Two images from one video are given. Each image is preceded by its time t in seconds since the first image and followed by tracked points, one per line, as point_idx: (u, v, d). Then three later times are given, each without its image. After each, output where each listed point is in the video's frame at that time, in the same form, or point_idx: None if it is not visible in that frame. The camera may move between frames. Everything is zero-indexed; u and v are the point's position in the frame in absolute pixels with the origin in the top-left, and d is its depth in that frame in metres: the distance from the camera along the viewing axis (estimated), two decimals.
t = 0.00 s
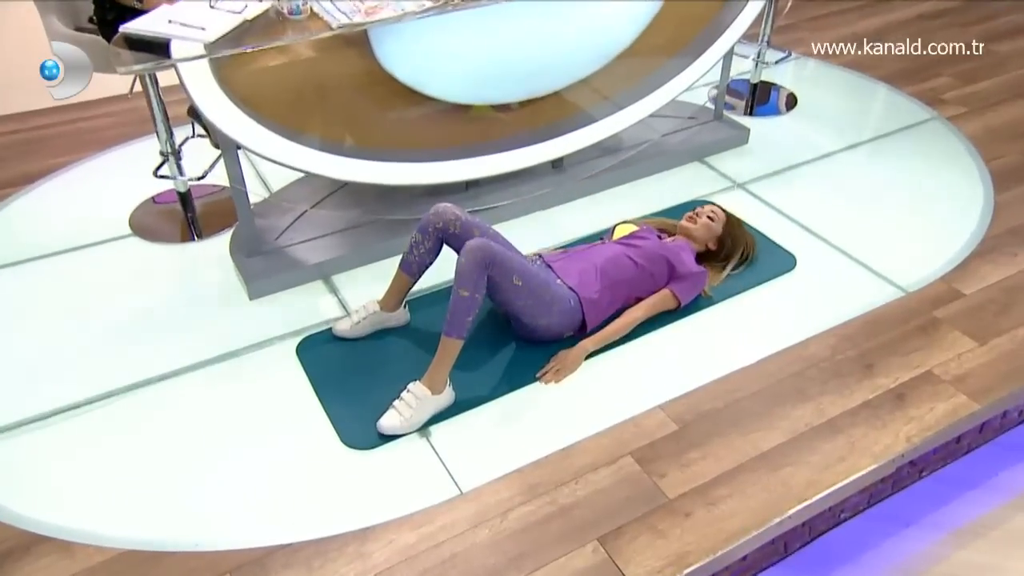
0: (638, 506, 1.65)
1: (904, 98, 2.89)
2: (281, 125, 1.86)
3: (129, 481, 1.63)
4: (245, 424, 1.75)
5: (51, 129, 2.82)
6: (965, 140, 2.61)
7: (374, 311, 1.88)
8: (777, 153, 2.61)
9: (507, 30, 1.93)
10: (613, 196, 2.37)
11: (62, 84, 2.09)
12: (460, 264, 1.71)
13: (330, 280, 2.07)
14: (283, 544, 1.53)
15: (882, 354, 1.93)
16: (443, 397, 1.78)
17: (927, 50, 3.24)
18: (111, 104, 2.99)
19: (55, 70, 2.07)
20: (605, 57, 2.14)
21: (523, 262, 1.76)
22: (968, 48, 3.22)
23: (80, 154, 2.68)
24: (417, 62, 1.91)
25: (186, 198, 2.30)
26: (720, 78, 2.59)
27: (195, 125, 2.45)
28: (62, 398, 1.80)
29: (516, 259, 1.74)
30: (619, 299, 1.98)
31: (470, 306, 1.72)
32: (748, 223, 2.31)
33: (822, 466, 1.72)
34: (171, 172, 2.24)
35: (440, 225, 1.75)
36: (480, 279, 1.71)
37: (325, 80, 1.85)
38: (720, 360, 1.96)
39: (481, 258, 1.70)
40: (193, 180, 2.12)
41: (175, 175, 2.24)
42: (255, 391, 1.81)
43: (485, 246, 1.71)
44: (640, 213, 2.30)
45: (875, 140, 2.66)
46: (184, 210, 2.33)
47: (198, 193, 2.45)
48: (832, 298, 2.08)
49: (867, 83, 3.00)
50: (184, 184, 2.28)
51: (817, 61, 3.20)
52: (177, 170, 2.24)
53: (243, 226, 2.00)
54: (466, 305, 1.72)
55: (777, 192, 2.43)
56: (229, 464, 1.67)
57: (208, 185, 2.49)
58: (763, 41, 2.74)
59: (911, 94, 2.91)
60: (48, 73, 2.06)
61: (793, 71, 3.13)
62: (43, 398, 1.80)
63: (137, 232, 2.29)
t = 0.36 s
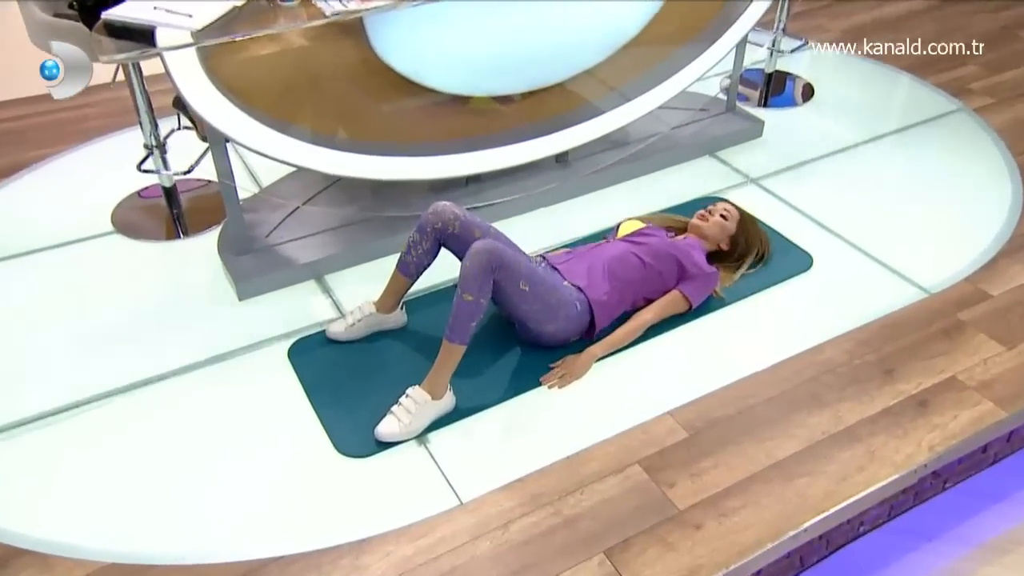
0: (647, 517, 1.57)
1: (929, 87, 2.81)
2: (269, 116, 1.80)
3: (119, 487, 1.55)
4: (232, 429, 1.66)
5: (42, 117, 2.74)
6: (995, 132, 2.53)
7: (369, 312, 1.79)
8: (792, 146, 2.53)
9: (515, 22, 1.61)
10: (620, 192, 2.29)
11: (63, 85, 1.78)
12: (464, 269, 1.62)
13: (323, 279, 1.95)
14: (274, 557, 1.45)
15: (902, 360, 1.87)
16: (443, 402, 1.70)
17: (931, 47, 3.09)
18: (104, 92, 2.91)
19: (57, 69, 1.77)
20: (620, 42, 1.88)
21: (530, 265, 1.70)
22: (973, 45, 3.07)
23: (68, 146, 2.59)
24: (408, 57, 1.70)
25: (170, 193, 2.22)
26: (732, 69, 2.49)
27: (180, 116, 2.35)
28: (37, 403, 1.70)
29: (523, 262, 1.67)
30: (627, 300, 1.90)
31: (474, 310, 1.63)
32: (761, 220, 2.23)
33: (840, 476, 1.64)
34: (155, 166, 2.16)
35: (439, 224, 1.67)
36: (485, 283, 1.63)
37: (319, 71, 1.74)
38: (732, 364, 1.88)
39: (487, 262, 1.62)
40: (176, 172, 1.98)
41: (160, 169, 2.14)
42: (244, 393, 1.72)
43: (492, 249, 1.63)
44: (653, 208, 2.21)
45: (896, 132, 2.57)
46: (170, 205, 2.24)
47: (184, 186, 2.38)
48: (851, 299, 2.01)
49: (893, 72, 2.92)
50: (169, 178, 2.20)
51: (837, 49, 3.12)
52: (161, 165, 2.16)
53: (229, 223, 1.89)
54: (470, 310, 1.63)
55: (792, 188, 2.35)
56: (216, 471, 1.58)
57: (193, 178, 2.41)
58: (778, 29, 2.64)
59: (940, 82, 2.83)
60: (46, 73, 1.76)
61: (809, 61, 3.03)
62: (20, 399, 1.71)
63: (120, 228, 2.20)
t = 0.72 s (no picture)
0: (648, 533, 1.48)
1: (946, 77, 2.71)
2: (249, 110, 1.73)
3: (84, 510, 1.46)
4: (210, 441, 1.57)
5: (24, 110, 2.65)
6: (1014, 125, 2.44)
7: (356, 316, 1.70)
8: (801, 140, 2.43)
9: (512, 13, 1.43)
10: (621, 190, 2.20)
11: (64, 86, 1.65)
12: (453, 270, 1.55)
13: (308, 282, 1.86)
14: None
15: (917, 366, 1.78)
16: (433, 412, 1.61)
17: (931, 47, 2.92)
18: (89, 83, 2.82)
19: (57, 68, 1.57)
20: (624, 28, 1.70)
21: (524, 265, 1.61)
22: (974, 45, 2.89)
23: (48, 140, 2.50)
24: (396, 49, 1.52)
25: (146, 191, 2.11)
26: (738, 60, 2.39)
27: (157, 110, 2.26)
28: (3, 411, 1.61)
29: (515, 262, 1.59)
30: (626, 302, 1.82)
31: (463, 314, 1.56)
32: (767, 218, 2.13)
33: (851, 489, 1.56)
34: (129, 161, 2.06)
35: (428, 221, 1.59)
36: (476, 286, 1.55)
37: (299, 61, 1.66)
38: (737, 371, 1.79)
39: (476, 262, 1.55)
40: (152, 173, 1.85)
41: (135, 165, 2.04)
42: (224, 402, 1.63)
43: (482, 250, 1.55)
44: (655, 206, 2.12)
45: (911, 126, 2.48)
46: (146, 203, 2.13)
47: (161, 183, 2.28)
48: (863, 302, 1.92)
49: (909, 62, 2.82)
50: (144, 176, 2.09)
51: (849, 37, 3.02)
52: (136, 160, 2.05)
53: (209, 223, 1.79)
54: (460, 314, 1.56)
55: (802, 185, 2.25)
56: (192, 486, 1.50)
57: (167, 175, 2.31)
58: (786, 17, 2.54)
59: (957, 73, 2.73)
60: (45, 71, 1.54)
61: (821, 50, 2.93)
62: None
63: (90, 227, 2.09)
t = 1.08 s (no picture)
0: (642, 552, 1.40)
1: (956, 68, 2.62)
2: (218, 105, 1.63)
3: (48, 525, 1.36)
4: (176, 454, 1.48)
5: None
6: None
7: (336, 323, 1.62)
8: (804, 135, 2.34)
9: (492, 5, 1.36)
10: (615, 188, 2.11)
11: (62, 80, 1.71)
12: (429, 278, 1.48)
13: (284, 286, 1.78)
14: None
15: (924, 373, 1.70)
16: (416, 425, 1.53)
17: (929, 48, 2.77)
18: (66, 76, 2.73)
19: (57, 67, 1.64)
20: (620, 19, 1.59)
21: (508, 263, 1.53)
22: (973, 45, 2.74)
23: (22, 134, 2.41)
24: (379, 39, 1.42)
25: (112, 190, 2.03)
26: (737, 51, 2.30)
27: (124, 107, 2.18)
28: None
29: (496, 261, 1.50)
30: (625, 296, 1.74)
31: (441, 324, 1.50)
32: (767, 217, 2.04)
33: (856, 504, 1.48)
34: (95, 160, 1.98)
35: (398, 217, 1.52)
36: (451, 294, 1.48)
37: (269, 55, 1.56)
38: (736, 378, 1.71)
39: (452, 268, 1.47)
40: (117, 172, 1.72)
41: (101, 163, 1.96)
42: (193, 414, 1.54)
43: (457, 254, 1.48)
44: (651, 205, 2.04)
45: (921, 119, 2.39)
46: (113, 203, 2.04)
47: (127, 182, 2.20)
48: (868, 305, 1.84)
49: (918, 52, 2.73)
50: (111, 175, 2.01)
51: (855, 26, 2.92)
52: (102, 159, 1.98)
53: (179, 225, 1.71)
54: (437, 324, 1.49)
55: (805, 181, 2.16)
56: (156, 503, 1.40)
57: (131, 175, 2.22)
58: (789, 6, 2.44)
59: (965, 64, 2.64)
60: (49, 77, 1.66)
61: (827, 39, 2.83)
62: None
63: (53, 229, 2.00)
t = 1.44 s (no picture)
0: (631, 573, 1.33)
1: (962, 61, 2.53)
2: (186, 104, 1.55)
3: None
4: (139, 472, 1.40)
5: None
6: None
7: (311, 332, 1.55)
8: (803, 131, 2.26)
9: None
10: (606, 188, 2.03)
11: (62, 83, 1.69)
12: (407, 289, 1.40)
13: (259, 293, 1.71)
14: None
15: (928, 382, 1.62)
16: (395, 439, 1.45)
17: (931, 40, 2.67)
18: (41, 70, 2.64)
19: (59, 68, 1.66)
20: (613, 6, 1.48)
21: (493, 255, 1.44)
22: (973, 45, 2.62)
23: None
24: (354, 38, 1.32)
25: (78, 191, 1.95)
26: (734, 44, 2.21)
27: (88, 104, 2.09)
28: None
29: (478, 257, 1.42)
30: (625, 287, 1.67)
31: (422, 336, 1.42)
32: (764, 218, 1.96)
33: (857, 521, 1.40)
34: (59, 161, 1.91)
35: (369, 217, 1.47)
36: (435, 305, 1.41)
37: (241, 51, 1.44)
38: (731, 388, 1.64)
39: (433, 278, 1.40)
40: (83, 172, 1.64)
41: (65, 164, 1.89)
42: (159, 428, 1.47)
43: (434, 262, 1.40)
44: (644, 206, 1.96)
45: (925, 115, 2.30)
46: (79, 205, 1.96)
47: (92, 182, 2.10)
48: (869, 310, 1.77)
49: (924, 44, 2.64)
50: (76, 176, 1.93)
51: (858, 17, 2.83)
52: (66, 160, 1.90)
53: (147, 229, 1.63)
54: (418, 336, 1.42)
55: (804, 181, 2.08)
56: (118, 523, 1.33)
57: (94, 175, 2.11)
58: None
59: (972, 57, 2.55)
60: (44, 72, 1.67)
61: (829, 31, 2.74)
62: None
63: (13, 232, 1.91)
